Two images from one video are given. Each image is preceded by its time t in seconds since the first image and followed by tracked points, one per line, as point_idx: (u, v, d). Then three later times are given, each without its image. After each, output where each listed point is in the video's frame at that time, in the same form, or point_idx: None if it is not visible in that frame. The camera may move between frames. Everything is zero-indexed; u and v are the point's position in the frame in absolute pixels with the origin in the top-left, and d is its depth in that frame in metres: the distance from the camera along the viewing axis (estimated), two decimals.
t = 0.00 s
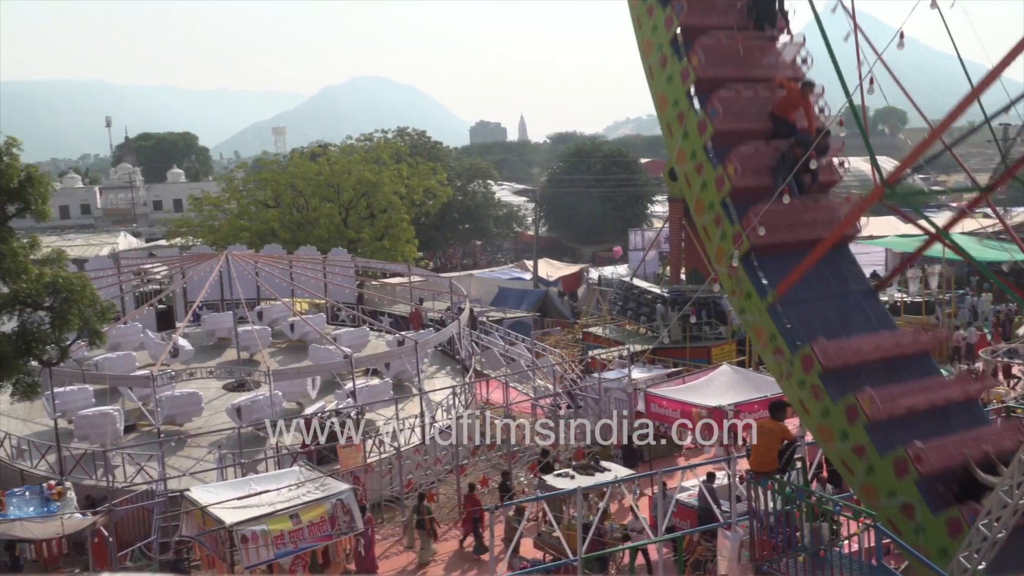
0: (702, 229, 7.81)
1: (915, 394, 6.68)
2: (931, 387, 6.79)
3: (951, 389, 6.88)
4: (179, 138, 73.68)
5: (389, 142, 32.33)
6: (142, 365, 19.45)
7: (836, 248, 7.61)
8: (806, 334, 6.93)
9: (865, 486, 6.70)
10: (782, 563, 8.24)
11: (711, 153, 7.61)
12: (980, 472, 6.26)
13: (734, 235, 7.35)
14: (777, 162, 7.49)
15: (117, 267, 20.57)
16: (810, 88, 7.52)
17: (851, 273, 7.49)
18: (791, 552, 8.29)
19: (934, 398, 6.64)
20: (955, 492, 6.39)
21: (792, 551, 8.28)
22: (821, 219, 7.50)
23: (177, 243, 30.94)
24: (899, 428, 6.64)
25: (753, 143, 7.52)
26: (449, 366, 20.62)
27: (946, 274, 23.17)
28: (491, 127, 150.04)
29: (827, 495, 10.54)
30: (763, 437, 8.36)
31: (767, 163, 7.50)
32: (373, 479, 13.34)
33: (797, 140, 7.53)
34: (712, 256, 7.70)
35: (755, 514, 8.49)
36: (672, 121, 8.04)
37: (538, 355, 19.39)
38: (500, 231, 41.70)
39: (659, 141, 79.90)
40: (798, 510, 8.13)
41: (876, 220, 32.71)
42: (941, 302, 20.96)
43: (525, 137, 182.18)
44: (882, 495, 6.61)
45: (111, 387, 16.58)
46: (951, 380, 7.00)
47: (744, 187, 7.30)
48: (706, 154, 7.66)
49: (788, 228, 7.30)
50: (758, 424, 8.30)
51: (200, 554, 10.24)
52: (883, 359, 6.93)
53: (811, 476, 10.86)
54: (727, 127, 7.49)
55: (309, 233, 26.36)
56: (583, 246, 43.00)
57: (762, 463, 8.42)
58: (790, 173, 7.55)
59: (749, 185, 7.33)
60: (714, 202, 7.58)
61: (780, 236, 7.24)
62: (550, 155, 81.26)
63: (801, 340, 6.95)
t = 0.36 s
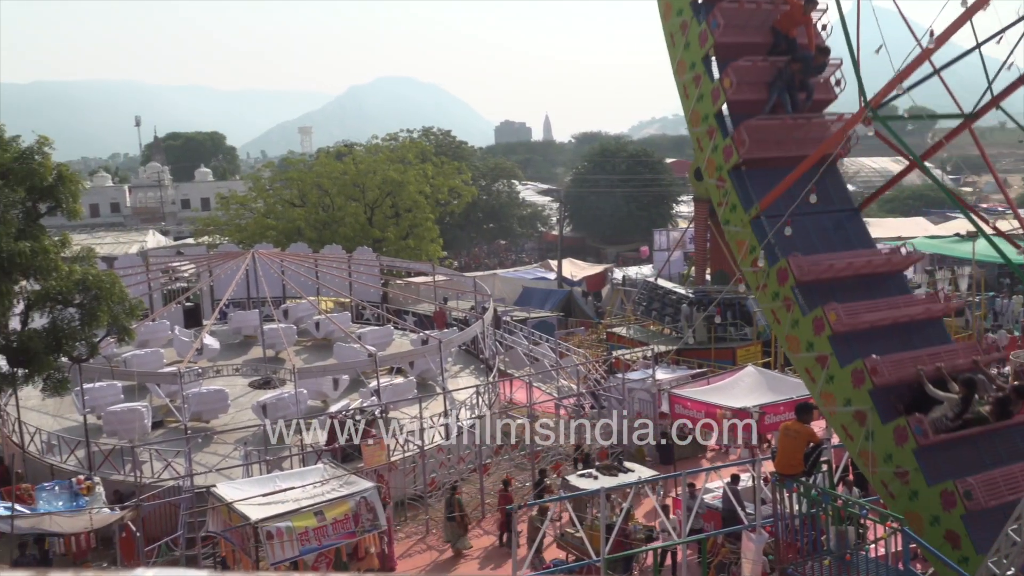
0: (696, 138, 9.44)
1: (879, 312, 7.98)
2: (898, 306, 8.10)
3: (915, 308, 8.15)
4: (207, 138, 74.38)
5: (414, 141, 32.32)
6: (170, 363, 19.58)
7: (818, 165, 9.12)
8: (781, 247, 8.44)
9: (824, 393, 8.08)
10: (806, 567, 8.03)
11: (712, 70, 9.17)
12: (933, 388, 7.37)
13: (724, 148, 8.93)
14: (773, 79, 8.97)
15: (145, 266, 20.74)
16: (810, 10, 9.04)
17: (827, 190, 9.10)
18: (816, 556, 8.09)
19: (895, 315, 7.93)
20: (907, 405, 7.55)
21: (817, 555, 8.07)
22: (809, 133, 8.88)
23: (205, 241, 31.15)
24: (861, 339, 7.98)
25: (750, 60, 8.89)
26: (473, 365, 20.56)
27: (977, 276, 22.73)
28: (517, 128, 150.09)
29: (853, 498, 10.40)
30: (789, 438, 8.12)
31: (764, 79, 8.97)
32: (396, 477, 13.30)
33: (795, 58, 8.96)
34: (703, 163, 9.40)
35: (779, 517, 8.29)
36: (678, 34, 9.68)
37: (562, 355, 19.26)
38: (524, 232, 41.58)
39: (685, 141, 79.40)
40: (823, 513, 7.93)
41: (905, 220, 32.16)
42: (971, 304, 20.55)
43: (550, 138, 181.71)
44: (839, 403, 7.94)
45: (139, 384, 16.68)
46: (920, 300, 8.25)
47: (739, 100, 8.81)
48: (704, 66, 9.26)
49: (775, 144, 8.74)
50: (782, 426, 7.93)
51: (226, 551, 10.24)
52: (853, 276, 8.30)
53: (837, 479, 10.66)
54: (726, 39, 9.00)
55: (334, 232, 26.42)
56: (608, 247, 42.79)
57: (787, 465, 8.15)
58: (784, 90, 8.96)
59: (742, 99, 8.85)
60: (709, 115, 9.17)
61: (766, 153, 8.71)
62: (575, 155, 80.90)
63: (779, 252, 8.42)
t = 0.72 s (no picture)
0: (720, 119, 10.98)
1: (889, 288, 9.22)
2: (910, 282, 9.34)
3: (923, 284, 9.36)
4: (234, 136, 74.78)
5: (440, 141, 32.27)
6: (197, 360, 19.73)
7: (830, 139, 10.62)
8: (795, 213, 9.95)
9: (836, 368, 9.29)
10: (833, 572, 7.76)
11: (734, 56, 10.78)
12: (943, 366, 8.30)
13: (744, 123, 10.46)
14: (793, 52, 10.56)
15: (174, 263, 20.88)
16: None
17: (838, 170, 10.54)
18: (843, 561, 7.83)
19: (906, 292, 9.14)
20: (915, 381, 8.61)
21: (844, 560, 7.81)
22: (820, 112, 10.38)
23: (232, 239, 31.30)
24: (872, 314, 9.20)
25: (770, 35, 10.46)
26: (497, 364, 20.52)
27: (1010, 278, 22.31)
28: (542, 127, 149.71)
29: (880, 500, 10.25)
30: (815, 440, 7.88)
31: (783, 53, 10.54)
32: (420, 476, 13.29)
33: (816, 32, 10.37)
34: (724, 139, 10.92)
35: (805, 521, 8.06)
36: (708, 27, 11.31)
37: (587, 354, 19.14)
38: (549, 232, 41.39)
39: (710, 141, 78.81)
40: (851, 517, 7.65)
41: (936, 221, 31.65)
42: (1004, 307, 20.17)
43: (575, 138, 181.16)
44: (850, 377, 9.12)
45: (167, 381, 16.79)
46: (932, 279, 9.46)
47: (758, 76, 10.41)
48: (725, 39, 11.08)
49: (790, 119, 10.20)
50: (810, 428, 7.75)
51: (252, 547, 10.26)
52: (866, 250, 9.65)
53: (864, 482, 10.48)
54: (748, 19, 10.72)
55: (360, 231, 26.48)
56: (633, 247, 42.47)
57: (814, 467, 7.98)
58: (803, 63, 10.50)
59: (761, 70, 10.42)
60: (728, 91, 10.83)
61: (783, 126, 10.18)
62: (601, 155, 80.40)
63: (791, 219, 9.92)
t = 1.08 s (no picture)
0: (756, 148, 9.41)
1: (942, 325, 7.82)
2: (966, 320, 7.91)
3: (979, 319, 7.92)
4: (261, 136, 75.49)
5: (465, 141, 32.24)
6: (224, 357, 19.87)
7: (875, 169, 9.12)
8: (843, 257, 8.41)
9: (888, 413, 7.96)
10: None
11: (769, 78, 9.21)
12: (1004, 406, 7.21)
13: (784, 157, 8.92)
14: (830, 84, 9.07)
15: (202, 261, 21.05)
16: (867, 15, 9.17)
17: (886, 199, 8.97)
18: (869, 565, 7.65)
19: (960, 329, 7.75)
20: (973, 423, 7.37)
21: (869, 564, 7.64)
22: (864, 141, 8.92)
23: (258, 238, 31.54)
24: (925, 353, 7.84)
25: (806, 66, 9.00)
26: (521, 364, 20.46)
27: None
28: (567, 127, 149.63)
29: (907, 504, 10.08)
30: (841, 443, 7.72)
31: (821, 85, 9.06)
32: (444, 474, 13.28)
33: (853, 63, 9.08)
34: (763, 174, 9.35)
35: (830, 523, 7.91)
36: (735, 43, 9.74)
37: (611, 355, 19.02)
38: (574, 231, 41.29)
39: (736, 141, 78.39)
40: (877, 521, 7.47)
41: (966, 222, 31.20)
42: None
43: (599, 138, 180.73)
44: (903, 421, 7.82)
45: (194, 378, 16.91)
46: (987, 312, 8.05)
47: (796, 107, 8.89)
48: (761, 73, 9.32)
49: (831, 151, 8.77)
50: (835, 432, 7.55)
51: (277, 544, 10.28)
52: (915, 288, 8.17)
53: (891, 485, 10.31)
54: (782, 44, 9.14)
55: (384, 230, 26.56)
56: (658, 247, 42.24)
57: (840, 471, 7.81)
58: (841, 95, 9.08)
59: (798, 105, 8.92)
60: (766, 122, 9.25)
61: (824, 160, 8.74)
62: (626, 155, 80.17)
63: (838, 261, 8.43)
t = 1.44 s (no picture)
0: (819, 247, 7.55)
1: None
2: None
3: None
4: (287, 136, 76.00)
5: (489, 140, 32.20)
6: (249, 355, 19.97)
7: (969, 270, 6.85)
8: (930, 361, 6.29)
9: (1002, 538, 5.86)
10: None
11: (823, 168, 7.41)
12: None
13: (851, 255, 7.01)
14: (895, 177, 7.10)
15: (228, 260, 21.18)
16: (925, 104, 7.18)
17: (974, 299, 6.68)
18: (895, 570, 7.45)
19: None
20: None
21: (896, 569, 7.45)
22: (944, 236, 6.84)
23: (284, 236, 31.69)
24: None
25: (866, 159, 7.20)
26: (544, 364, 20.37)
27: None
28: (591, 127, 149.41)
29: (934, 509, 9.88)
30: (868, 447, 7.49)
31: (882, 178, 7.14)
32: (467, 474, 13.24)
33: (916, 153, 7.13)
34: (830, 276, 7.42)
35: (856, 527, 7.72)
36: (785, 136, 8.01)
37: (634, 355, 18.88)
38: (598, 231, 41.15)
39: (761, 141, 77.89)
40: (904, 525, 7.28)
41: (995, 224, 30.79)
42: None
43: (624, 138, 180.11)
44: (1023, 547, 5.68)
45: (220, 375, 17.00)
46: None
47: (858, 204, 7.00)
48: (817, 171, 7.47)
49: (905, 247, 6.79)
50: (861, 436, 7.30)
51: (301, 541, 10.29)
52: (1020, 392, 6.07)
53: (919, 489, 10.09)
54: (837, 139, 7.24)
55: (409, 229, 26.61)
56: (682, 247, 41.99)
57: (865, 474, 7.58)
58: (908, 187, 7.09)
59: (861, 204, 7.02)
60: (828, 220, 7.36)
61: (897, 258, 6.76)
62: (650, 155, 79.84)
63: (926, 369, 6.31)
